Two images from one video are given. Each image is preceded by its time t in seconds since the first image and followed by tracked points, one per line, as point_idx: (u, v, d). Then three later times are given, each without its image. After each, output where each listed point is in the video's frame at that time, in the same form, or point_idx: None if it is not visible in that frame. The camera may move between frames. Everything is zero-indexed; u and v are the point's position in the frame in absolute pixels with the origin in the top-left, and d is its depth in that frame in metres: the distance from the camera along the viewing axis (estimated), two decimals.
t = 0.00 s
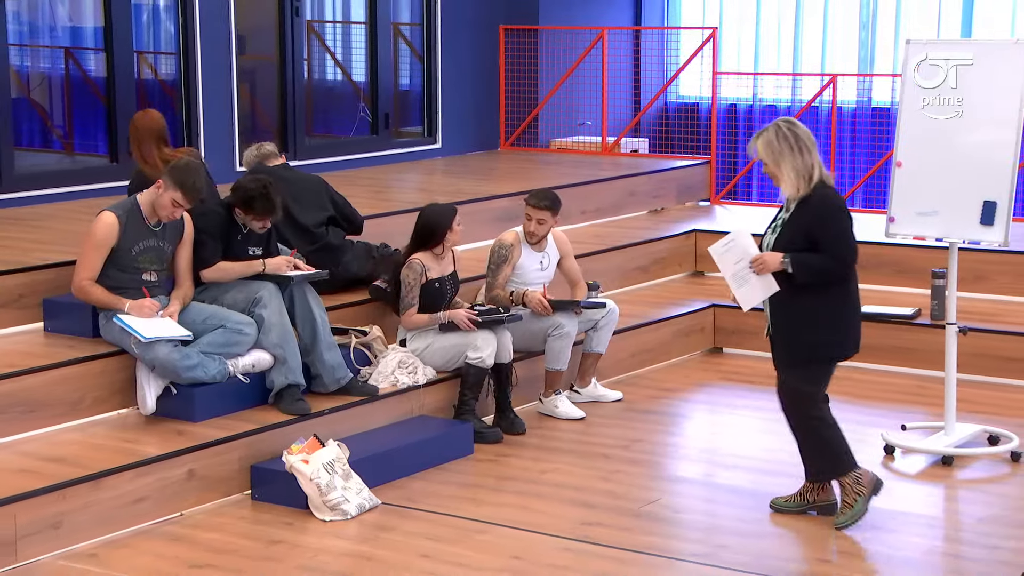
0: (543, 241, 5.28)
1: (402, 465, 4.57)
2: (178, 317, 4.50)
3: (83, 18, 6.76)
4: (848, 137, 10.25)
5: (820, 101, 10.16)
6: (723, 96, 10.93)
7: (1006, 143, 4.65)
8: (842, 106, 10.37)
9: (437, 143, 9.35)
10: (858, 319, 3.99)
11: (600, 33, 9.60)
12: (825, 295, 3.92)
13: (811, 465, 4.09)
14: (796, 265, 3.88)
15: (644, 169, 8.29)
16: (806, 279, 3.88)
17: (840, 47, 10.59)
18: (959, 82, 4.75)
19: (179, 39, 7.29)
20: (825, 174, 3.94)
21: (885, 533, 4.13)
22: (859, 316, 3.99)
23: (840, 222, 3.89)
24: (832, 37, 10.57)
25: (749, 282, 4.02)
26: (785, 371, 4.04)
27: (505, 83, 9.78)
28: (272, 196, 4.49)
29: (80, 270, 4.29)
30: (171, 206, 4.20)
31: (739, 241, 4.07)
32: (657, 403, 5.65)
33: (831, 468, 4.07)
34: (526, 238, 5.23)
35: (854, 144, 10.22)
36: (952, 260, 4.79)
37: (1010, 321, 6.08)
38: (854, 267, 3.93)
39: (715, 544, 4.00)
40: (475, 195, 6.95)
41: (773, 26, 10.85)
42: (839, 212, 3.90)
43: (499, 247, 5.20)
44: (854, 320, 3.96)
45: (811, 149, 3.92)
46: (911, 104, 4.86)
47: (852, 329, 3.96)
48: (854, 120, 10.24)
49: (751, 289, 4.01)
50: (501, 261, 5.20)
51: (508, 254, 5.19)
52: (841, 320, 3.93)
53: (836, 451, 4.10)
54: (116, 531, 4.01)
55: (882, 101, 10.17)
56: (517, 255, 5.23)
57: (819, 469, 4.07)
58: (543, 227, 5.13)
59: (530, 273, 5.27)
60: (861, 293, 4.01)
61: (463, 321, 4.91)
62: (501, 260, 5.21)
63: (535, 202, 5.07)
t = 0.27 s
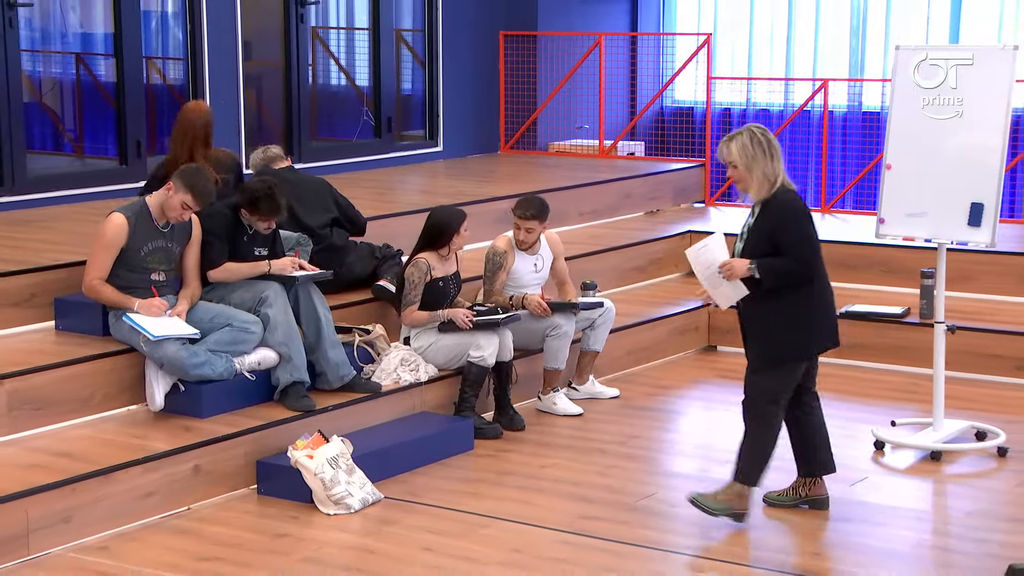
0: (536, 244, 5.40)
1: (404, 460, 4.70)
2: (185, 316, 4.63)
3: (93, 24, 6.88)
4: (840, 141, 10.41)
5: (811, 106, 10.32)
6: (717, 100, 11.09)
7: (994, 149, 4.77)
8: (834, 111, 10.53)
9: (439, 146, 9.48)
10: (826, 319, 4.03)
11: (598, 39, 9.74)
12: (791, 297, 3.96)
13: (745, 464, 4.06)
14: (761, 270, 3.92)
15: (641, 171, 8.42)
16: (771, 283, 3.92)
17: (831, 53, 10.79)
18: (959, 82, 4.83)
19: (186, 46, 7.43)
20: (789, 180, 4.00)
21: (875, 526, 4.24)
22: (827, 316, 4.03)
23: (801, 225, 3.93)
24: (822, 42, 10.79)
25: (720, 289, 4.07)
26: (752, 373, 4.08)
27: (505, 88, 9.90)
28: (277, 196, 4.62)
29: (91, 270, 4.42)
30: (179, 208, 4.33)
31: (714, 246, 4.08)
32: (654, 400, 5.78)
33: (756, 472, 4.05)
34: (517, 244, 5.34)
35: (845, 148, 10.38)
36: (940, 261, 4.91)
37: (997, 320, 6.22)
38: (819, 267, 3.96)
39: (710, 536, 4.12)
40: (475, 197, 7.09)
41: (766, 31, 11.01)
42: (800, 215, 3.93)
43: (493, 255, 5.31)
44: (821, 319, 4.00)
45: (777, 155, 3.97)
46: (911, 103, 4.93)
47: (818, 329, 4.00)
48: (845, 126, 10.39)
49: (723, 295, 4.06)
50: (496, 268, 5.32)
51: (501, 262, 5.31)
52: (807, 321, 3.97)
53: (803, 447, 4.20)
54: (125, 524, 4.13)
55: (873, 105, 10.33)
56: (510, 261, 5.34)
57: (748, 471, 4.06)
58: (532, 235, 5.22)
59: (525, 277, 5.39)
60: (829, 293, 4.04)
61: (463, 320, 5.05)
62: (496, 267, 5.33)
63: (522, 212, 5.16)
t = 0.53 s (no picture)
0: (530, 247, 5.53)
1: (405, 456, 4.82)
2: (193, 314, 4.75)
3: (104, 30, 7.00)
4: (831, 144, 10.56)
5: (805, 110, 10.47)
6: (712, 105, 11.25)
7: (981, 151, 4.89)
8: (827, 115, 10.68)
9: (440, 149, 9.62)
10: (783, 323, 4.10)
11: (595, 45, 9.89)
12: (750, 305, 4.01)
13: (705, 468, 4.20)
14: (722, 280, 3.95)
15: (638, 173, 8.56)
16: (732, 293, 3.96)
17: (822, 58, 10.96)
18: (959, 82, 4.94)
19: (194, 51, 7.58)
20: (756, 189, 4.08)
21: (865, 520, 4.31)
22: (784, 320, 4.11)
23: (760, 233, 3.98)
24: (814, 47, 10.95)
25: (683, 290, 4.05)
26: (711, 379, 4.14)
27: (506, 92, 10.02)
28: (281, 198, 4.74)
29: (100, 270, 4.54)
30: (188, 210, 4.46)
31: (673, 248, 4.07)
32: (650, 397, 5.90)
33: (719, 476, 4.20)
34: (512, 246, 5.45)
35: (836, 151, 10.54)
36: (929, 262, 5.02)
37: (986, 319, 6.35)
38: (777, 274, 4.02)
39: (704, 530, 4.20)
40: (474, 199, 7.22)
41: (759, 37, 11.18)
42: (759, 223, 3.99)
43: (489, 258, 5.41)
44: (779, 324, 4.07)
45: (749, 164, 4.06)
46: (911, 103, 5.04)
47: (777, 334, 4.07)
48: (837, 129, 10.54)
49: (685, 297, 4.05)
50: (492, 271, 5.42)
51: (497, 264, 5.40)
52: (767, 327, 4.03)
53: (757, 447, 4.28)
54: (134, 518, 4.22)
55: (864, 109, 10.49)
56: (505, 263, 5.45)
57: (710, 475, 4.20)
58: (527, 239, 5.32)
59: (519, 278, 5.52)
60: (785, 297, 4.11)
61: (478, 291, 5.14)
62: (491, 269, 5.42)
63: (518, 218, 5.24)
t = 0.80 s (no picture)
0: (525, 247, 5.56)
1: (406, 454, 4.86)
2: (195, 314, 4.79)
3: (106, 32, 7.05)
4: (829, 145, 10.60)
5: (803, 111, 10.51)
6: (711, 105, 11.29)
7: (978, 151, 4.90)
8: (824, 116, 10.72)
9: (441, 149, 9.66)
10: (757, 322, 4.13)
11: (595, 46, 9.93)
12: (728, 305, 4.02)
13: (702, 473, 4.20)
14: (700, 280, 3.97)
15: (636, 173, 8.60)
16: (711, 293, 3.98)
17: (821, 59, 10.99)
18: (959, 82, 4.95)
19: (197, 52, 7.62)
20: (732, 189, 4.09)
21: (863, 518, 4.35)
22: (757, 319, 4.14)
23: (739, 233, 4.01)
24: (811, 48, 10.99)
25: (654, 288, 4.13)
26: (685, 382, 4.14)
27: (505, 93, 10.07)
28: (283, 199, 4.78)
29: (103, 269, 4.58)
30: (191, 210, 4.49)
31: (649, 247, 4.18)
32: (649, 395, 5.95)
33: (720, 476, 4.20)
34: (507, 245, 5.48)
35: (834, 151, 10.58)
36: (926, 261, 5.07)
37: (983, 319, 6.39)
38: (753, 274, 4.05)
39: (703, 527, 4.24)
40: (474, 199, 7.26)
41: (758, 38, 11.21)
42: (737, 223, 4.02)
43: (484, 257, 5.44)
44: (755, 324, 4.10)
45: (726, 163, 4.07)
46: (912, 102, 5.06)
47: (752, 333, 4.10)
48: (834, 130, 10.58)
49: (657, 296, 4.11)
50: (487, 270, 5.45)
51: (493, 263, 5.43)
52: (743, 327, 4.05)
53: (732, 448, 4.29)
54: (137, 516, 4.26)
55: (861, 110, 10.53)
56: (501, 262, 5.49)
57: (708, 478, 4.20)
58: (522, 236, 5.36)
59: (513, 277, 5.55)
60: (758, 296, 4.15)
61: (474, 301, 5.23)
62: (487, 268, 5.45)
63: (513, 215, 5.28)
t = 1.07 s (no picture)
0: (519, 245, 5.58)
1: (405, 453, 4.87)
2: (196, 313, 4.80)
3: (107, 32, 7.06)
4: (828, 145, 10.61)
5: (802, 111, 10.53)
6: (710, 105, 11.30)
7: (977, 151, 4.92)
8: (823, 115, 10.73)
9: (441, 149, 9.67)
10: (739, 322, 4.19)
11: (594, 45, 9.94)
12: (722, 308, 4.05)
13: (702, 468, 4.20)
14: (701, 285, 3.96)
15: (636, 173, 8.61)
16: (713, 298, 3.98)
17: (821, 58, 10.99)
18: (958, 82, 4.97)
19: (197, 52, 7.62)
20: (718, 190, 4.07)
21: (863, 516, 4.36)
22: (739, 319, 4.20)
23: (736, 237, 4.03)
24: (810, 47, 11.00)
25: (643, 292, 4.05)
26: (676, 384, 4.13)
27: (505, 92, 10.07)
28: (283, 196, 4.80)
29: (104, 268, 4.59)
30: (192, 210, 4.50)
31: (640, 250, 4.04)
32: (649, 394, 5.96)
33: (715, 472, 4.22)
34: (502, 243, 5.49)
35: (833, 151, 10.60)
36: (925, 260, 5.08)
37: (981, 318, 6.41)
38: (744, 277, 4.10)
39: (704, 526, 4.25)
40: (474, 199, 7.27)
41: (758, 37, 11.22)
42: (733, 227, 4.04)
43: (478, 255, 5.47)
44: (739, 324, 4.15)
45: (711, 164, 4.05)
46: (911, 102, 5.08)
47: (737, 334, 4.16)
48: (833, 130, 10.60)
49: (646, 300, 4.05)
50: (481, 267, 5.48)
51: (487, 261, 5.46)
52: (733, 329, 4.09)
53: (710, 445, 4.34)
54: (138, 514, 4.27)
55: (860, 109, 10.54)
56: (495, 260, 5.51)
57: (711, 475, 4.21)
58: (517, 235, 5.39)
59: (507, 275, 5.56)
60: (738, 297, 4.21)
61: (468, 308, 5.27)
62: (481, 266, 5.48)
63: (508, 214, 5.31)
